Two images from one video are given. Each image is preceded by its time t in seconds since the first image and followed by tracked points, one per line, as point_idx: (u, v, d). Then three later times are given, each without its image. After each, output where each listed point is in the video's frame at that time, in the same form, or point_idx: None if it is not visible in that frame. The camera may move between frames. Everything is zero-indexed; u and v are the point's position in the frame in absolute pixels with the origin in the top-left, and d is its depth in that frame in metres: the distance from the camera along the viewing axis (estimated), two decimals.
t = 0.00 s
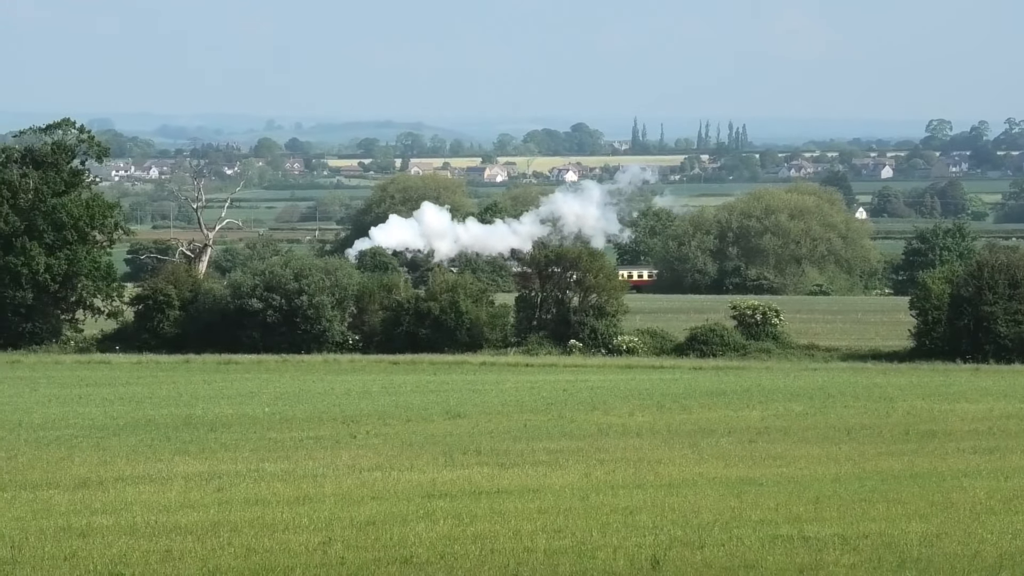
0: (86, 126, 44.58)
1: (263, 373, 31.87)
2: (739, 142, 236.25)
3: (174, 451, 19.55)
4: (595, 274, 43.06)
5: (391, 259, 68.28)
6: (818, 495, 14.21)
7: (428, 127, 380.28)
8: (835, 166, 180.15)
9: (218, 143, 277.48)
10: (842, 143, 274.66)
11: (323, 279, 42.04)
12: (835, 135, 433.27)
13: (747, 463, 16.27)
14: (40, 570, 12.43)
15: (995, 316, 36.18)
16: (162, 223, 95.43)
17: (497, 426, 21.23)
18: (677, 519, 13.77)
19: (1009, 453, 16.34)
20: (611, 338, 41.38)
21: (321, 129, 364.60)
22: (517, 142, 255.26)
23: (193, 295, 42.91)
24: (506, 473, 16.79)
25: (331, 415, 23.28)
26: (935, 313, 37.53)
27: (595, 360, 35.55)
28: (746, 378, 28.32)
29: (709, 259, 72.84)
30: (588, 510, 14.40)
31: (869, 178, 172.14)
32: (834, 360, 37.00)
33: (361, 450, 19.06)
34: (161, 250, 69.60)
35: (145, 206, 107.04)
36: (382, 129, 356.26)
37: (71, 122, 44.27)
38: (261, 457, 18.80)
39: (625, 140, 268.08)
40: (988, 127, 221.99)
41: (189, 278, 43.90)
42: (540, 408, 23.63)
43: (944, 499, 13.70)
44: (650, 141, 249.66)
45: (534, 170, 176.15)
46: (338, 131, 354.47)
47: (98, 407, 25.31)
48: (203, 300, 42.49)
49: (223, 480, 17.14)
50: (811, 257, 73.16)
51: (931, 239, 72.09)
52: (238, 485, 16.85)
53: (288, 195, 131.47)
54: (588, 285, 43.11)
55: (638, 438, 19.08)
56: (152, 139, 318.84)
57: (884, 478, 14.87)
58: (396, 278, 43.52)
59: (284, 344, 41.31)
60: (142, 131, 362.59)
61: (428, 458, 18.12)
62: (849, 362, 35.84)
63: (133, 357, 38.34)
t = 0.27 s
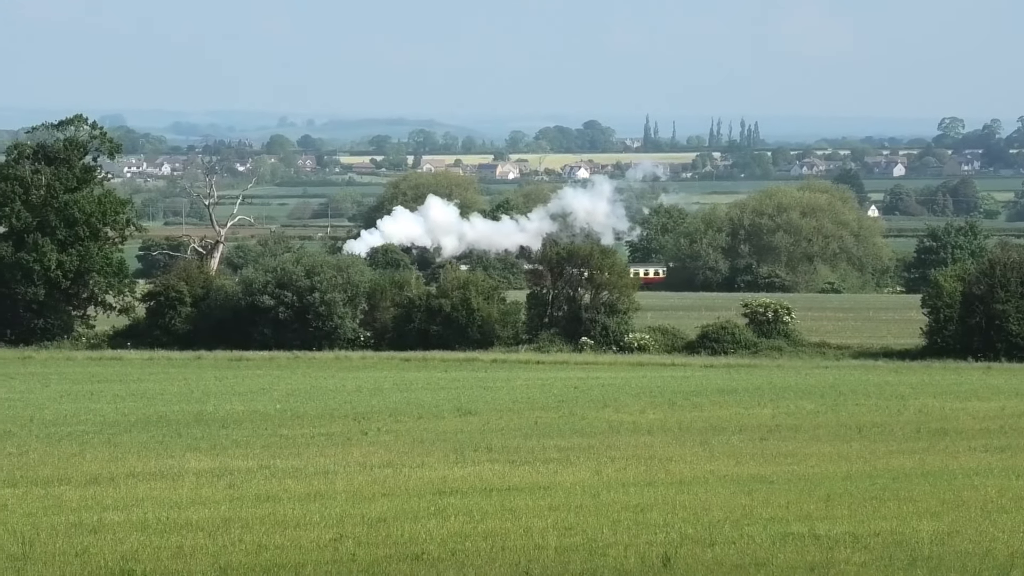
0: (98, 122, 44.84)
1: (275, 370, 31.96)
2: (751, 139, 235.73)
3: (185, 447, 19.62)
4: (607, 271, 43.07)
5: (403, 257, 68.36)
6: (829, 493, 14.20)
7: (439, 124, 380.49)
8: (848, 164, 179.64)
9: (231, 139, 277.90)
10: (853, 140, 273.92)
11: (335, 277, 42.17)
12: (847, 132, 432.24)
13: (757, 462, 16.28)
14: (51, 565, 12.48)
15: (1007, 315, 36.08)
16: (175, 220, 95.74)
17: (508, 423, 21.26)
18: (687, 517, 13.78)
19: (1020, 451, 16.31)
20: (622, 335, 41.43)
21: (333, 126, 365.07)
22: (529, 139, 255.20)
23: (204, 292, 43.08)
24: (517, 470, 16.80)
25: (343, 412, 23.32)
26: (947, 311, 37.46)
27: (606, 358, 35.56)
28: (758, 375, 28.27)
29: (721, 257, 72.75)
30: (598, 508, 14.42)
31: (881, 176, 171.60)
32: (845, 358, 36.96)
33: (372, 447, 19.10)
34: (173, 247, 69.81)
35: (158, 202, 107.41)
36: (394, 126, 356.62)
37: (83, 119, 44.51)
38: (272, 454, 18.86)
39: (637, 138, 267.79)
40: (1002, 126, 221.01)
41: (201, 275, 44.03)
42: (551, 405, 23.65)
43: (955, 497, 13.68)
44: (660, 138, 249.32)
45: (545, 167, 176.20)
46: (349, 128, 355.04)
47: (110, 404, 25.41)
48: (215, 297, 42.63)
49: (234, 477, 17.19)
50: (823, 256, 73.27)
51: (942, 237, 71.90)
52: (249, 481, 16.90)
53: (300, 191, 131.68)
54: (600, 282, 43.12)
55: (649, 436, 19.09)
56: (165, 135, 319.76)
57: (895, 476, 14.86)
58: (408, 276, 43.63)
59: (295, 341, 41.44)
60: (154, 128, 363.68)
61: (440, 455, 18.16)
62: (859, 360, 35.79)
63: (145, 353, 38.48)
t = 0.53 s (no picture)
0: (112, 123, 44.89)
1: (292, 371, 32.05)
2: (766, 139, 235.25)
3: (201, 448, 19.70)
4: (621, 272, 43.07)
5: (417, 257, 68.47)
6: (845, 493, 14.16)
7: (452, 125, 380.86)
8: (862, 164, 179.12)
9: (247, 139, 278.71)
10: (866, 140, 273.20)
11: (350, 277, 42.28)
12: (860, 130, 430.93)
13: (772, 462, 16.26)
14: (68, 566, 12.55)
15: None
16: (190, 220, 96.11)
17: (523, 424, 21.27)
18: (703, 517, 13.76)
19: None
20: (637, 336, 41.49)
21: (347, 127, 365.80)
22: (544, 140, 255.30)
23: (219, 293, 43.18)
24: (532, 471, 16.80)
25: (358, 413, 23.37)
26: (962, 311, 37.35)
27: (621, 358, 35.55)
28: (773, 376, 28.22)
29: (736, 257, 72.61)
30: (613, 508, 14.42)
31: (896, 176, 171.00)
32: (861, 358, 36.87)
33: (387, 448, 19.14)
34: (188, 248, 70.04)
35: (173, 204, 107.89)
36: (407, 127, 357.14)
37: (97, 120, 44.59)
38: (288, 454, 18.92)
39: (651, 139, 267.54)
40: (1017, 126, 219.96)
41: (216, 276, 44.13)
42: (566, 405, 23.67)
43: (971, 498, 13.64)
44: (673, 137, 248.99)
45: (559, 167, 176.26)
46: (363, 128, 355.83)
47: (126, 405, 25.50)
48: (230, 298, 42.76)
49: (250, 478, 17.24)
50: (838, 256, 73.03)
51: (957, 236, 71.70)
52: (265, 482, 16.95)
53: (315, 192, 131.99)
54: (614, 283, 43.12)
55: (665, 436, 19.07)
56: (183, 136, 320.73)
57: (911, 476, 14.82)
58: (423, 276, 43.71)
59: (311, 342, 41.50)
60: (169, 130, 365.12)
61: (456, 456, 18.18)
62: (875, 360, 35.68)
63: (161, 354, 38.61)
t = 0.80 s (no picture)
0: (130, 121, 45.31)
1: (310, 369, 32.15)
2: (782, 137, 234.56)
3: (218, 446, 19.79)
4: (638, 270, 43.07)
5: (434, 256, 68.46)
6: (863, 492, 14.14)
7: (468, 123, 381.01)
8: (879, 161, 178.40)
9: (266, 137, 279.80)
10: (883, 138, 272.13)
11: (368, 276, 42.48)
12: (877, 127, 429.21)
13: (790, 460, 16.24)
14: (88, 563, 12.64)
15: None
16: (207, 219, 96.43)
17: (541, 422, 21.29)
18: (721, 515, 13.75)
19: None
20: (654, 334, 41.49)
21: (363, 125, 366.54)
22: (561, 138, 255.26)
23: (237, 291, 43.37)
24: (550, 469, 16.81)
25: (375, 411, 23.44)
26: (980, 308, 37.19)
27: (637, 357, 35.51)
28: (791, 374, 28.15)
29: (753, 255, 72.44)
30: (631, 506, 14.43)
31: (913, 174, 170.20)
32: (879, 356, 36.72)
33: (405, 446, 19.19)
34: (205, 246, 70.29)
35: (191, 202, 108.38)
36: (423, 125, 357.64)
37: (115, 118, 44.97)
38: (306, 453, 18.99)
39: (668, 137, 267.10)
40: None
41: (234, 274, 44.34)
42: (584, 404, 23.68)
43: (990, 495, 13.61)
44: (690, 136, 248.50)
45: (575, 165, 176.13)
46: (380, 127, 356.37)
47: (144, 403, 25.62)
48: (247, 296, 42.95)
49: (268, 476, 17.30)
50: (856, 254, 72.84)
51: (975, 234, 71.48)
52: (282, 480, 17.00)
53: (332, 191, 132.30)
54: (632, 281, 43.08)
55: (682, 434, 19.07)
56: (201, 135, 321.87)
57: (930, 473, 14.79)
58: (440, 275, 43.85)
59: (328, 340, 41.63)
60: (186, 129, 366.36)
61: (474, 455, 18.22)
62: (892, 358, 35.55)
63: (179, 352, 38.75)
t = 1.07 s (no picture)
0: (151, 123, 45.74)
1: (332, 369, 32.27)
2: (803, 137, 233.84)
3: (240, 447, 19.91)
4: (660, 271, 43.00)
5: (456, 256, 68.59)
6: (885, 493, 14.11)
7: (488, 124, 381.31)
8: (900, 162, 177.58)
9: (290, 138, 281.04)
10: (904, 139, 270.92)
11: (389, 277, 42.63)
12: (899, 128, 427.20)
13: (811, 461, 16.21)
14: (110, 564, 12.74)
15: None
16: (230, 220, 96.84)
17: (563, 423, 21.31)
18: (743, 516, 13.74)
19: None
20: (676, 335, 41.48)
21: (384, 126, 367.47)
22: (582, 139, 255.31)
23: (259, 292, 43.54)
24: (571, 470, 16.84)
25: (397, 411, 23.52)
26: (1002, 309, 36.96)
27: (658, 357, 35.44)
28: (813, 374, 28.06)
29: (774, 255, 72.17)
30: (652, 507, 14.44)
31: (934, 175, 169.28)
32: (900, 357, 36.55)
33: (426, 447, 19.24)
34: (228, 247, 70.61)
35: (215, 203, 109.02)
36: (445, 126, 358.20)
37: (136, 119, 45.37)
38: (327, 453, 19.08)
39: (689, 138, 266.75)
40: None
41: (255, 275, 44.53)
42: (605, 404, 23.69)
43: (1013, 496, 13.55)
44: (711, 137, 248.00)
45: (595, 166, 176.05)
46: (400, 128, 357.15)
47: (166, 404, 25.77)
48: (270, 296, 43.12)
49: (288, 476, 17.37)
50: (878, 254, 72.65)
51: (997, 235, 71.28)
52: (304, 481, 17.07)
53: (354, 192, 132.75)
54: (653, 282, 43.05)
55: (703, 435, 19.03)
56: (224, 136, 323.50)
57: (951, 474, 14.74)
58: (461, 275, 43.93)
59: (349, 341, 41.79)
60: (208, 130, 368.02)
61: (495, 455, 18.25)
62: (913, 358, 35.37)
63: (201, 353, 38.94)
